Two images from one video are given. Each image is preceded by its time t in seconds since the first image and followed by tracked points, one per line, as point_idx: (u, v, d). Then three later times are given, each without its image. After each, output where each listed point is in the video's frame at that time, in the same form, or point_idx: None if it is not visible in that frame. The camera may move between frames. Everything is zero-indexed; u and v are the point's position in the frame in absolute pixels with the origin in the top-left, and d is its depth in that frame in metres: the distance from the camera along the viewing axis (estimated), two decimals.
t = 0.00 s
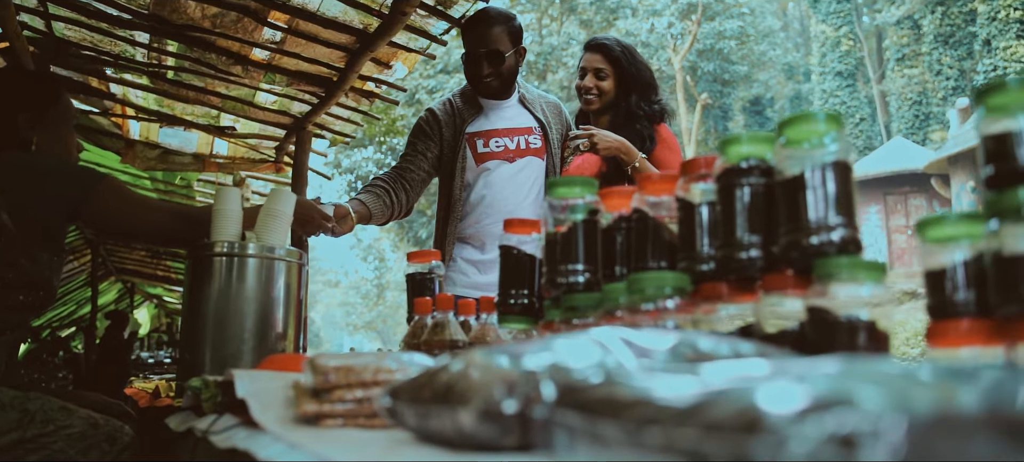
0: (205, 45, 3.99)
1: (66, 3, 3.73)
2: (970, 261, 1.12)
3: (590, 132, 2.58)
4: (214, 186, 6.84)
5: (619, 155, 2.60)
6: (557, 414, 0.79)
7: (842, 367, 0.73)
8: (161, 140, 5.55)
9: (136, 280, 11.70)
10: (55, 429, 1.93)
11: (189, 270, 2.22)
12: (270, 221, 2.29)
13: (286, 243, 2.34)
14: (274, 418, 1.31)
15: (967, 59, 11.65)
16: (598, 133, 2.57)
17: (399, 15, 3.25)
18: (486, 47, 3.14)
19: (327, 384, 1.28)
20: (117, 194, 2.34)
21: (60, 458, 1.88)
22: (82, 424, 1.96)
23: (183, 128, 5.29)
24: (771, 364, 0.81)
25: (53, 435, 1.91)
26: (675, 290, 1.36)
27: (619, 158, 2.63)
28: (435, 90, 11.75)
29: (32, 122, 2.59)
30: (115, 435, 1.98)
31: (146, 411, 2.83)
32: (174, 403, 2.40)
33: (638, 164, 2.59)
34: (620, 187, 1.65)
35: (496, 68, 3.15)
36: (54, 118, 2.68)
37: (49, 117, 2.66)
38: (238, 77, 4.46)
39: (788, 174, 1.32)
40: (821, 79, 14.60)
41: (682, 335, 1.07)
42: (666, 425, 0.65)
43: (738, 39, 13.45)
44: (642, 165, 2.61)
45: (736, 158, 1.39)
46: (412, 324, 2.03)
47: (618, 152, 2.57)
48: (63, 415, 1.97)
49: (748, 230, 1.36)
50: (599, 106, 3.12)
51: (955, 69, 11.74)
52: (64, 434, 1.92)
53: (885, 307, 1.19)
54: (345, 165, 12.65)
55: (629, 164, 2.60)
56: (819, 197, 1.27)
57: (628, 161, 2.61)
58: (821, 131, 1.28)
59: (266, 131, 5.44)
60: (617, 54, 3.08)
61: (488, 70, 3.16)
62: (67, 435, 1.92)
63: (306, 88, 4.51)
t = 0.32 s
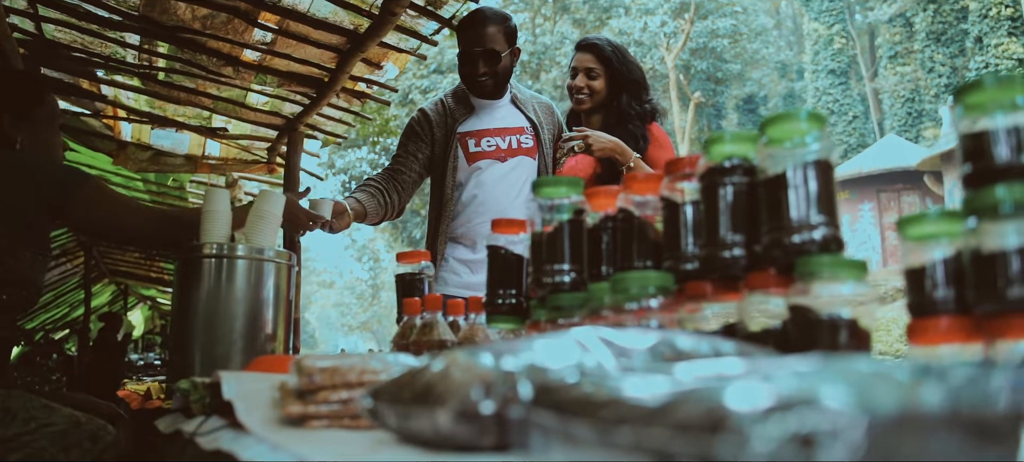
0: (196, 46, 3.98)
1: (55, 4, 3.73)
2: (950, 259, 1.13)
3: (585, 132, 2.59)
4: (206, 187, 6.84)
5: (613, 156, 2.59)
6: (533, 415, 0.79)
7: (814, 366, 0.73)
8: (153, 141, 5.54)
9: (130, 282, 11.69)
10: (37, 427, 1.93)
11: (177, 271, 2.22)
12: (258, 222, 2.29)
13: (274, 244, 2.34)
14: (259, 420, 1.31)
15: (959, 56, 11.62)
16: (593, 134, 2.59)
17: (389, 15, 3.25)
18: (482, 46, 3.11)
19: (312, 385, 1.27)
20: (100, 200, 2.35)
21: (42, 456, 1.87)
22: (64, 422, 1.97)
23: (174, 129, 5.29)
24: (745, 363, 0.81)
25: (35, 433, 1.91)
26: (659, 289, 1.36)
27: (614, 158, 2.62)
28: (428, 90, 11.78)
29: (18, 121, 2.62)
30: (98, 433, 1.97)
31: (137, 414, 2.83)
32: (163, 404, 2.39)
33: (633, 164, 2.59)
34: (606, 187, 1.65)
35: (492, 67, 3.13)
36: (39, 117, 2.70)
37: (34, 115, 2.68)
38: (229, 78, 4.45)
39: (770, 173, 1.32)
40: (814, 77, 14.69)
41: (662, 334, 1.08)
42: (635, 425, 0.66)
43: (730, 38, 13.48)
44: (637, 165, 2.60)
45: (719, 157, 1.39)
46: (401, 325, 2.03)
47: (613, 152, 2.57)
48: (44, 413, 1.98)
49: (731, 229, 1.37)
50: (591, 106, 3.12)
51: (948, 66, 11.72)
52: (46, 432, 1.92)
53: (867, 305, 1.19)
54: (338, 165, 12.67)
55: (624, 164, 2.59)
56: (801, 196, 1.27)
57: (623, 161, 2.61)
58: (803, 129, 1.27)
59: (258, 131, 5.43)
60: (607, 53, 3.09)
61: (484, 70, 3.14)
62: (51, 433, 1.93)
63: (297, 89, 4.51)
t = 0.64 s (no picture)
0: (190, 47, 3.98)
1: (49, 6, 3.73)
2: (936, 257, 1.13)
3: (585, 133, 2.59)
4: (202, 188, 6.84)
5: (613, 157, 2.58)
6: (517, 415, 0.80)
7: (797, 365, 0.73)
8: (149, 143, 5.51)
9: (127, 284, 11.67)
10: None
11: (167, 272, 2.24)
12: (252, 224, 2.34)
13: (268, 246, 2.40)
14: (250, 420, 1.32)
15: (953, 54, 11.59)
16: (594, 135, 2.58)
17: (383, 16, 3.25)
18: (486, 47, 3.09)
19: (303, 385, 1.28)
20: (49, 215, 2.58)
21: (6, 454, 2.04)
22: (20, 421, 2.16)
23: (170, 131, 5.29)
24: (728, 362, 0.82)
25: None
26: (648, 289, 1.37)
27: (614, 160, 2.61)
28: (425, 90, 11.78)
29: None
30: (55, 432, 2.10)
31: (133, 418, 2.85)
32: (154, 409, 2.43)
33: (633, 165, 2.57)
34: (598, 188, 1.67)
35: (496, 68, 3.15)
36: None
37: None
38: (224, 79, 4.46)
39: (758, 172, 1.33)
40: (811, 75, 14.72)
41: (650, 334, 1.08)
42: (616, 424, 0.66)
43: (727, 37, 13.51)
44: (637, 166, 2.60)
45: (709, 156, 1.40)
46: (395, 325, 2.03)
47: (613, 154, 2.57)
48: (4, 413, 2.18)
49: (720, 228, 1.37)
50: (589, 106, 3.13)
51: (943, 64, 11.77)
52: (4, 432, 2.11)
53: (854, 303, 1.19)
54: (335, 165, 12.68)
55: (624, 165, 2.59)
56: (789, 195, 1.27)
57: (623, 163, 2.59)
58: (791, 128, 1.27)
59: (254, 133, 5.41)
60: (605, 54, 3.09)
61: (488, 69, 3.15)
62: (6, 431, 2.01)
63: (293, 89, 4.51)
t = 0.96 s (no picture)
0: (187, 46, 3.99)
1: (46, 4, 3.73)
2: (927, 255, 1.13)
3: (593, 134, 2.61)
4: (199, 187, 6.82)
5: (619, 158, 2.59)
6: (504, 412, 0.80)
7: (783, 361, 0.73)
8: (146, 142, 5.56)
9: (124, 283, 11.63)
10: None
11: (166, 272, 2.38)
12: (247, 221, 2.52)
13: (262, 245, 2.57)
14: (243, 419, 1.32)
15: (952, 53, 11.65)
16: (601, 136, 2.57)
17: (380, 14, 3.25)
18: (514, 45, 3.21)
19: (295, 383, 1.28)
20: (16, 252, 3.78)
21: None
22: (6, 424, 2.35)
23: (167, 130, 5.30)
24: (716, 359, 0.81)
25: None
26: (641, 287, 1.38)
27: (620, 161, 2.61)
28: (423, 90, 11.76)
29: None
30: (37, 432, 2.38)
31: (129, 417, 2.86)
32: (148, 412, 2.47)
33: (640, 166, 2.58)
34: (590, 186, 1.68)
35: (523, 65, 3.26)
36: None
37: None
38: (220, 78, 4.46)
39: (750, 170, 1.32)
40: (809, 75, 14.73)
41: (640, 332, 1.08)
42: (599, 420, 0.66)
43: (724, 36, 13.54)
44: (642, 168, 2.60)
45: (701, 155, 1.40)
46: (390, 323, 2.03)
47: (619, 155, 2.57)
48: None
49: (713, 226, 1.37)
50: (593, 107, 3.12)
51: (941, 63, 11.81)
52: None
53: (846, 302, 1.19)
54: (333, 164, 12.69)
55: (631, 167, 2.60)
56: (781, 194, 1.27)
57: (628, 164, 2.60)
58: (783, 127, 1.27)
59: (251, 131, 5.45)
60: (611, 55, 3.09)
61: (516, 66, 3.23)
62: None
63: (289, 89, 4.52)
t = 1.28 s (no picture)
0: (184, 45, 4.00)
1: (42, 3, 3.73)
2: (919, 254, 1.13)
3: (605, 138, 2.51)
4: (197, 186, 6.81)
5: (631, 161, 2.56)
6: (495, 411, 0.80)
7: (771, 361, 0.73)
8: (143, 141, 5.59)
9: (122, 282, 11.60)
10: None
11: (162, 270, 2.39)
12: (243, 220, 2.53)
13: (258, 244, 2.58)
14: (237, 418, 1.32)
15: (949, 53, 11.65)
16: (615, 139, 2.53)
17: (377, 13, 3.24)
18: (529, 43, 3.26)
19: (289, 382, 1.28)
20: None
21: None
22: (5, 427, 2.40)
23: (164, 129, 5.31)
24: (705, 358, 0.81)
25: None
26: (635, 286, 1.37)
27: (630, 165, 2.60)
28: (421, 89, 11.76)
29: None
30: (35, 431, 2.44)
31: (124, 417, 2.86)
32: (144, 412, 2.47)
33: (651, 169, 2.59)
34: (585, 187, 1.68)
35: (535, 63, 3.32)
36: None
37: None
38: (218, 77, 4.47)
39: (744, 169, 1.32)
40: (807, 74, 14.74)
41: (632, 331, 1.08)
42: (588, 420, 0.66)
43: (723, 36, 13.56)
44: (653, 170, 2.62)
45: (695, 154, 1.40)
46: (386, 323, 2.03)
47: (632, 158, 2.55)
48: None
49: (707, 226, 1.37)
50: (599, 109, 3.11)
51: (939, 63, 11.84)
52: None
53: (839, 302, 1.19)
54: (332, 164, 12.69)
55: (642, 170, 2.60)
56: (774, 194, 1.27)
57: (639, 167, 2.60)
58: (777, 127, 1.27)
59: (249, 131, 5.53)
60: (618, 59, 3.10)
61: (530, 64, 3.28)
62: None
63: (286, 88, 4.53)
